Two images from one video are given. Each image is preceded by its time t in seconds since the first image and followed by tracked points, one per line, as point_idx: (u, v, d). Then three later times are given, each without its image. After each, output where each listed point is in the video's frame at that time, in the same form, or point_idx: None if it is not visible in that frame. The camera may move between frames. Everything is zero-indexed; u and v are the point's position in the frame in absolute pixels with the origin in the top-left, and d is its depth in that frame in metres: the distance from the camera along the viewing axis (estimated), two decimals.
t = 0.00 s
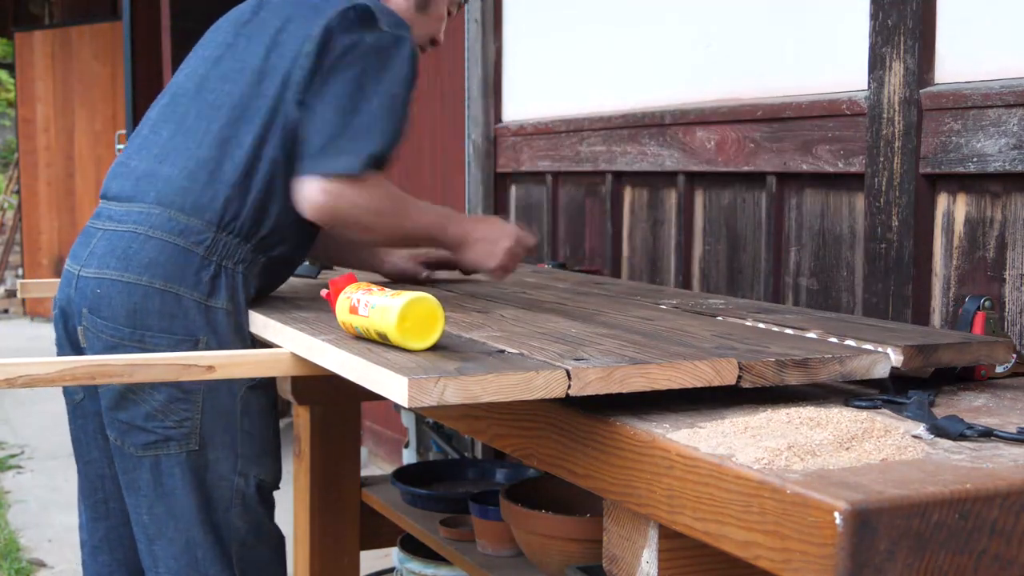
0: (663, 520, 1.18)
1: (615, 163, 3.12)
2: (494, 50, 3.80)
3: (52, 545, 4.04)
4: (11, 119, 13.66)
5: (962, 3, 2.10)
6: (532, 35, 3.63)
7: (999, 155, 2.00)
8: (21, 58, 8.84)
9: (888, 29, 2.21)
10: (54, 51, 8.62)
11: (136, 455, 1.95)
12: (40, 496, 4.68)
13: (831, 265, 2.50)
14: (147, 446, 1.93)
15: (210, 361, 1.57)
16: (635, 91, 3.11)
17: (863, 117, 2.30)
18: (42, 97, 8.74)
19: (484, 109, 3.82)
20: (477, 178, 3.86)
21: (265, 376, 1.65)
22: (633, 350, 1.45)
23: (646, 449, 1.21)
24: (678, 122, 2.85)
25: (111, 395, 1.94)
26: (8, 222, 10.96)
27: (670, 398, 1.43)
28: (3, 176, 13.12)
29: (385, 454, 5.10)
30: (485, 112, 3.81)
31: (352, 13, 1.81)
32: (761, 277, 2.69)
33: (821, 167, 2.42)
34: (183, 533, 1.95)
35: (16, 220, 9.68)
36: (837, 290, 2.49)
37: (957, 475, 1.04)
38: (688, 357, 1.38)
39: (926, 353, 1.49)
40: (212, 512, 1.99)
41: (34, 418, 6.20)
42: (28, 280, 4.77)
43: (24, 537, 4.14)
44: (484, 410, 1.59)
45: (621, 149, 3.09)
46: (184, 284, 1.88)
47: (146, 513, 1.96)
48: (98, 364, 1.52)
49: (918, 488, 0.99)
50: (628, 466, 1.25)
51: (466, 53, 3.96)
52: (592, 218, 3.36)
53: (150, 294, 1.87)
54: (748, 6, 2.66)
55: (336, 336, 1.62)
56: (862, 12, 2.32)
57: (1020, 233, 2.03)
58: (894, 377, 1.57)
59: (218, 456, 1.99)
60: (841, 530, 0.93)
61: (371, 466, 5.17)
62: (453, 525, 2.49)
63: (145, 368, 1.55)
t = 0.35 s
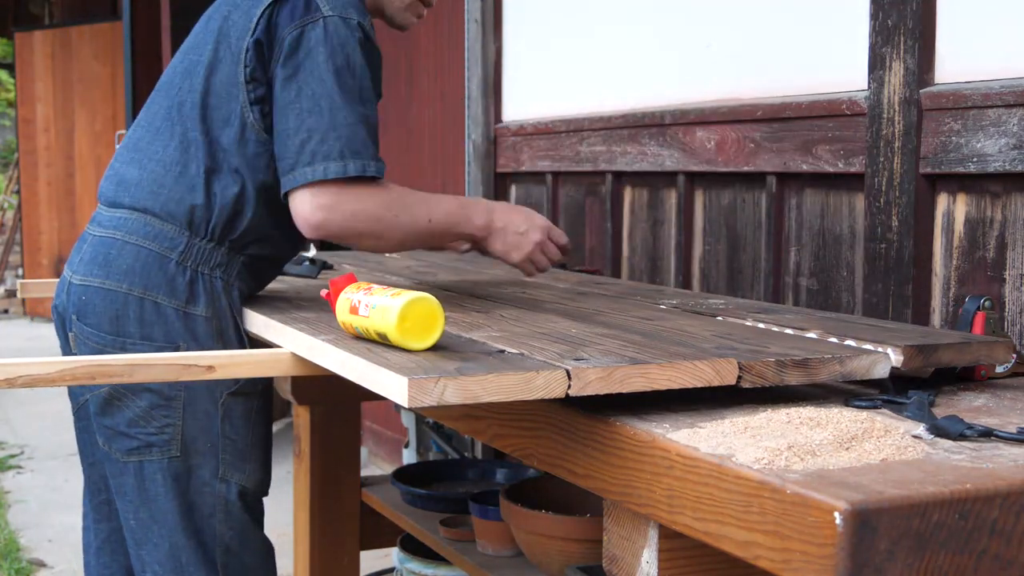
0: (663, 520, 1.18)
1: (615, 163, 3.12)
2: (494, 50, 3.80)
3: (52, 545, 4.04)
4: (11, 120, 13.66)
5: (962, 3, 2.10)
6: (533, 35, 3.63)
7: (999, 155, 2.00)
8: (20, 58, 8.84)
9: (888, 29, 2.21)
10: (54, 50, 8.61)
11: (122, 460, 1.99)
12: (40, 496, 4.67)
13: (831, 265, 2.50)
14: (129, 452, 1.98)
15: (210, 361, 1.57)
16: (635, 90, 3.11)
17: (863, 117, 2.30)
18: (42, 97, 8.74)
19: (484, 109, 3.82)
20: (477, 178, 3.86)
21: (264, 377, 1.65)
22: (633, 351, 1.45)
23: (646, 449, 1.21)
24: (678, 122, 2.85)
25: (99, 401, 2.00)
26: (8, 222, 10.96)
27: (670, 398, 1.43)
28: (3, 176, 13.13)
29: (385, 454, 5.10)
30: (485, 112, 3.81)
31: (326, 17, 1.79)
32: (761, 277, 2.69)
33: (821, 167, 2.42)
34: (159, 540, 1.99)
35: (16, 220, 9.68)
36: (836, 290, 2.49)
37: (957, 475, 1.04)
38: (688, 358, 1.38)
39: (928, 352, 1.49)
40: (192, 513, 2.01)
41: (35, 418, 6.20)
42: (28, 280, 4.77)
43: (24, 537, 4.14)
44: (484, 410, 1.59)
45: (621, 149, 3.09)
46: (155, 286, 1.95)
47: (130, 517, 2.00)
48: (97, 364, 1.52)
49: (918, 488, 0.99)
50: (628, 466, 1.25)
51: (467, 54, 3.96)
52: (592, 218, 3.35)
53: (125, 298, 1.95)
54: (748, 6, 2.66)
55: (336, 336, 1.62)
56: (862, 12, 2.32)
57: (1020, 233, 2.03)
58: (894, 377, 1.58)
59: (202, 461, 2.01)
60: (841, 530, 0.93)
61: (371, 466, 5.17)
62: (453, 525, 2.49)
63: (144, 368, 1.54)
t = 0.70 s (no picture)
0: (663, 520, 1.18)
1: (615, 163, 3.12)
2: (494, 50, 3.80)
3: (52, 545, 4.04)
4: (11, 120, 13.65)
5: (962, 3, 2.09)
6: (533, 35, 3.63)
7: (999, 155, 2.00)
8: (20, 59, 8.84)
9: (888, 29, 2.22)
10: (54, 50, 8.62)
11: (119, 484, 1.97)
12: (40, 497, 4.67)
13: (831, 265, 2.50)
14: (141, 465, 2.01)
15: (212, 361, 1.58)
16: (635, 90, 3.11)
17: (863, 117, 2.30)
18: (42, 97, 8.73)
19: (484, 108, 3.82)
20: (477, 178, 3.86)
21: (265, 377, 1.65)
22: (633, 351, 1.45)
23: (646, 449, 1.21)
24: (678, 122, 2.85)
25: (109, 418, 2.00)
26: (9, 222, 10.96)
27: (670, 398, 1.43)
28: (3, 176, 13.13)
29: (385, 454, 5.10)
30: (485, 112, 3.81)
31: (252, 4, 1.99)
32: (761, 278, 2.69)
33: (821, 167, 2.42)
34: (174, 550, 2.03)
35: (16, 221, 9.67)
36: (836, 290, 2.49)
37: (957, 475, 1.04)
38: (687, 358, 1.38)
39: (928, 352, 1.49)
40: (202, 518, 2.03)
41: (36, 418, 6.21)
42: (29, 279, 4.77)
43: (24, 537, 4.14)
44: (484, 410, 1.59)
45: (621, 149, 3.09)
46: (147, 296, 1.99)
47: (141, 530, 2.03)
48: (98, 364, 1.52)
49: (918, 488, 0.99)
50: (627, 467, 1.25)
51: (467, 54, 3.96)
52: (592, 218, 3.35)
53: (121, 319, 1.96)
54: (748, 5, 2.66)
55: (337, 336, 1.62)
56: (862, 13, 2.32)
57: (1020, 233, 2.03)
58: (893, 377, 1.58)
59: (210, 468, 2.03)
60: (841, 530, 0.93)
61: (371, 466, 5.18)
62: (453, 525, 2.49)
63: (146, 368, 1.55)
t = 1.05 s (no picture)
0: (663, 520, 1.18)
1: (615, 162, 3.12)
2: (494, 50, 3.80)
3: (52, 545, 4.04)
4: (11, 120, 13.65)
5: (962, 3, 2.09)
6: (532, 34, 3.63)
7: (999, 155, 2.00)
8: (21, 59, 8.85)
9: (888, 29, 2.21)
10: (54, 50, 8.62)
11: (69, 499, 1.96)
12: (40, 497, 4.67)
13: (831, 264, 2.50)
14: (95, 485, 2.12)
15: (212, 361, 1.59)
16: (635, 90, 3.11)
17: (863, 117, 2.30)
18: (42, 97, 8.74)
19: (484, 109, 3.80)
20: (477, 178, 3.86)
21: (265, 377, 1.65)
22: (633, 351, 1.45)
23: (646, 449, 1.21)
24: (678, 122, 2.85)
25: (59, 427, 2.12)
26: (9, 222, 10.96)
27: (671, 398, 1.43)
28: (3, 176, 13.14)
29: (385, 454, 5.10)
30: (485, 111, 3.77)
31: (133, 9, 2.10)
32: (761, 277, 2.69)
33: (821, 167, 2.42)
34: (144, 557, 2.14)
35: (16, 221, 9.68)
36: (836, 290, 2.49)
37: (957, 475, 1.04)
38: (687, 358, 1.38)
39: (929, 352, 1.49)
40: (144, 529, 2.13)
41: (36, 418, 6.21)
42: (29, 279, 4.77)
43: (24, 537, 4.14)
44: (484, 410, 1.59)
45: (621, 149, 3.09)
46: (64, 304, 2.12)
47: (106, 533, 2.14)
48: (99, 364, 1.52)
49: (918, 488, 0.99)
50: (627, 467, 1.25)
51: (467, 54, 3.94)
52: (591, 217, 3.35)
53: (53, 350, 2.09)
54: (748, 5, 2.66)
55: (336, 336, 1.62)
56: (863, 13, 2.32)
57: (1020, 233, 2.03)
58: (892, 377, 1.58)
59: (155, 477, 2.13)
60: (841, 530, 0.93)
61: (371, 466, 5.18)
62: (453, 525, 2.49)
63: (146, 368, 1.55)
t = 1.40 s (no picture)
0: (663, 520, 1.18)
1: (615, 163, 3.12)
2: (494, 51, 3.80)
3: (52, 545, 4.04)
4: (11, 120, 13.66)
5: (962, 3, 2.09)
6: (532, 34, 3.63)
7: (999, 155, 2.00)
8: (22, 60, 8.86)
9: (888, 29, 2.21)
10: (54, 50, 8.64)
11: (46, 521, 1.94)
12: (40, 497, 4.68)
13: (831, 264, 2.50)
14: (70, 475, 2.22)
15: (210, 361, 1.57)
16: (636, 90, 3.10)
17: (863, 117, 2.30)
18: (42, 98, 8.75)
19: (484, 109, 3.82)
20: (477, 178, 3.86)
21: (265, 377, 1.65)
22: (633, 351, 1.45)
23: (646, 449, 1.21)
24: (678, 122, 2.85)
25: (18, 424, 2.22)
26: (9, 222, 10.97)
27: (671, 398, 1.43)
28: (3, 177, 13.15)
29: (385, 454, 5.10)
30: (485, 112, 3.81)
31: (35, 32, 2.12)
32: (761, 278, 2.69)
33: (821, 167, 2.42)
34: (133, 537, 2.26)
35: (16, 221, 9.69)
36: (836, 290, 2.49)
37: (957, 475, 1.04)
38: (687, 358, 1.38)
39: (929, 352, 1.49)
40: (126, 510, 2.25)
41: (37, 418, 6.21)
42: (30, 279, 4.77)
43: (24, 537, 4.14)
44: (484, 410, 1.59)
45: (621, 149, 3.09)
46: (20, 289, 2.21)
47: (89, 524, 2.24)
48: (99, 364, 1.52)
49: (918, 488, 0.99)
50: (627, 467, 1.25)
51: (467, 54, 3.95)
52: (591, 217, 3.35)
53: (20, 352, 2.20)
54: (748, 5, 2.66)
55: (337, 336, 1.62)
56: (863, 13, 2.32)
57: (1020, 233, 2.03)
58: (892, 376, 1.58)
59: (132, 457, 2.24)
60: (841, 530, 0.93)
61: (371, 466, 5.18)
62: (453, 524, 2.49)
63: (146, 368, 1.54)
